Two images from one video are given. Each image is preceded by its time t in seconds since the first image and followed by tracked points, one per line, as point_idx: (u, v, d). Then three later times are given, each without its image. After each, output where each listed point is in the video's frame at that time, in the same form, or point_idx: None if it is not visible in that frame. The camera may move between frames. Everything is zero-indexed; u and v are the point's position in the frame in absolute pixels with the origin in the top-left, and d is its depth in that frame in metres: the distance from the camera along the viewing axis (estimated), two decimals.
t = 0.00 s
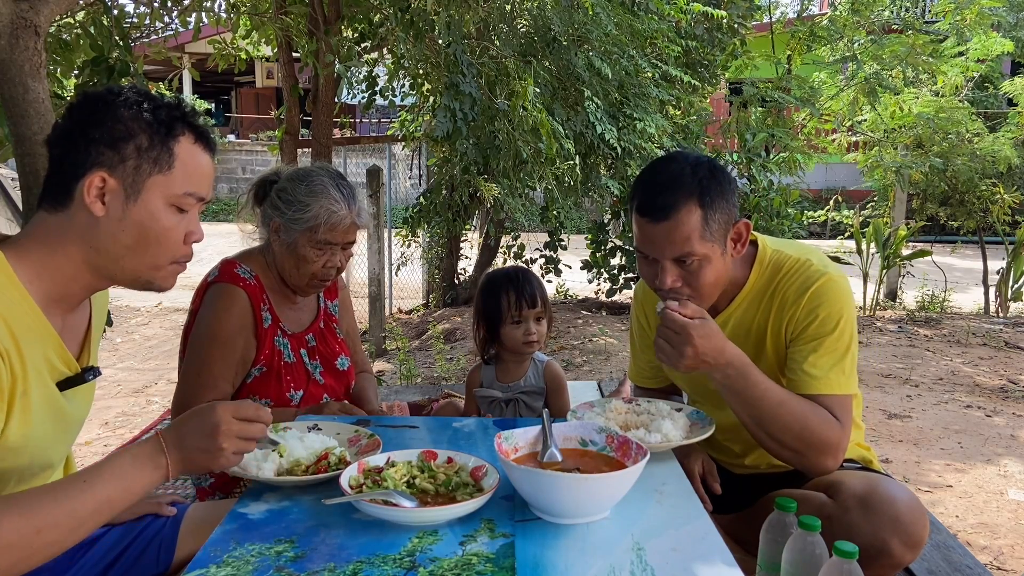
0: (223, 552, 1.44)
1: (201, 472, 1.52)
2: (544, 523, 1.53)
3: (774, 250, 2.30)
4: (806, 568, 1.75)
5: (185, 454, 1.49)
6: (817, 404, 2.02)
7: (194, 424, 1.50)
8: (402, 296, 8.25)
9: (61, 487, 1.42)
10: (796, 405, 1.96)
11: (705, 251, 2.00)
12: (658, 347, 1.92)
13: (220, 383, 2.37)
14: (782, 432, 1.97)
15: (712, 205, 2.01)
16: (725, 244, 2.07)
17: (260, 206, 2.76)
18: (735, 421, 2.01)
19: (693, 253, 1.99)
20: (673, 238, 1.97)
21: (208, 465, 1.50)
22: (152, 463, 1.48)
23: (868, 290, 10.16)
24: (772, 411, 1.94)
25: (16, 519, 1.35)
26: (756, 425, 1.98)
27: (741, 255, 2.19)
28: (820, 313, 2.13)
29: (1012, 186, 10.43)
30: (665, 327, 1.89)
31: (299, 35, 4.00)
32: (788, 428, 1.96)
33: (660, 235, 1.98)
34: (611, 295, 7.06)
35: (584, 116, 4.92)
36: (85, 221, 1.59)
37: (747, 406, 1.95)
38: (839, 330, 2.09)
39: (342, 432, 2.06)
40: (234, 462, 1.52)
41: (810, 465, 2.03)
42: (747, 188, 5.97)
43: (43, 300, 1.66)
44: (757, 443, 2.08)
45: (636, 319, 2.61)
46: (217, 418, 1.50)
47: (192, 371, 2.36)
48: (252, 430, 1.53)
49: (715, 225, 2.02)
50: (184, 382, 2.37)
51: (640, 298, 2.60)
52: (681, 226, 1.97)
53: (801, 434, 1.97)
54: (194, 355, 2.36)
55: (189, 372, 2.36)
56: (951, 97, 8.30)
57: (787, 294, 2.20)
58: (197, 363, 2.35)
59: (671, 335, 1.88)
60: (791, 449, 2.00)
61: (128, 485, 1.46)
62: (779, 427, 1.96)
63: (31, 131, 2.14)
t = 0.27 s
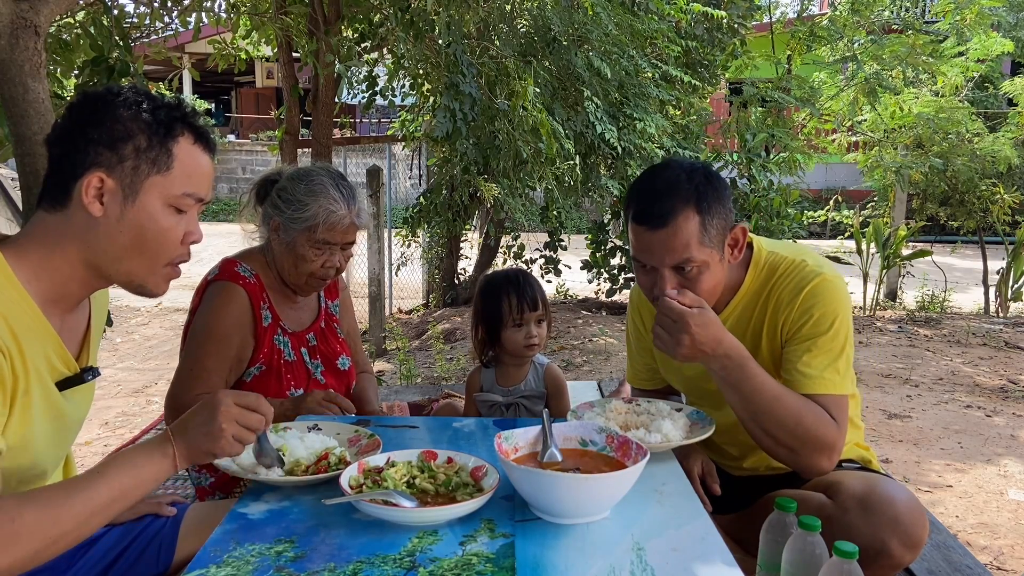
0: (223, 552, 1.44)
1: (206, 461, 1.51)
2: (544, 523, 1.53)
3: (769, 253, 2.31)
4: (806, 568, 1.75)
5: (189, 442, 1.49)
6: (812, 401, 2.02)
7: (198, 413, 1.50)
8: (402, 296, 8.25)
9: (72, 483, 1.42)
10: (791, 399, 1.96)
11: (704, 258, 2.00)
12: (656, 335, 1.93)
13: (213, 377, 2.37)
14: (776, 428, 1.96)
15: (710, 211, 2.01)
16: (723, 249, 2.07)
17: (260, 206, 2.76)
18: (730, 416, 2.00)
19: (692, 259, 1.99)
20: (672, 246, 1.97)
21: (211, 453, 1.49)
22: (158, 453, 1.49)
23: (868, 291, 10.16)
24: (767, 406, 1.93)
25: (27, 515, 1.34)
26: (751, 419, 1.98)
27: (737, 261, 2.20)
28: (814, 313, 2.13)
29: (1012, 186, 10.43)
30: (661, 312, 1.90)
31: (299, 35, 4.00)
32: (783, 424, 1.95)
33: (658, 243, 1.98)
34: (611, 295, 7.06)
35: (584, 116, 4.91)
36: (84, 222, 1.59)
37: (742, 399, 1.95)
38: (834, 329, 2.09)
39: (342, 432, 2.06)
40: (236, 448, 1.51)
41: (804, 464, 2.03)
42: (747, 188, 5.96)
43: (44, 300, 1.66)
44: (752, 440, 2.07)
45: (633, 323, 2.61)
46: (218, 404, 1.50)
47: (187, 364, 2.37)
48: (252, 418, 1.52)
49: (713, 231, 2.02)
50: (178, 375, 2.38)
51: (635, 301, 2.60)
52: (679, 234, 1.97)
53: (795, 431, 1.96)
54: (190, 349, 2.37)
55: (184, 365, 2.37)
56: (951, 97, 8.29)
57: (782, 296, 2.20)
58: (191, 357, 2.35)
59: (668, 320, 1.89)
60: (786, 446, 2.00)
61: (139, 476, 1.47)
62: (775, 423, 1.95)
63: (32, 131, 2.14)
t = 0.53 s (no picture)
0: (223, 552, 1.44)
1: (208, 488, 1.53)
2: (544, 523, 1.53)
3: (770, 252, 2.30)
4: (806, 567, 1.75)
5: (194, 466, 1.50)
6: (816, 406, 2.02)
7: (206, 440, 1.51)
8: (402, 296, 8.25)
9: (73, 496, 1.42)
10: (796, 406, 1.96)
11: (702, 263, 2.00)
12: (658, 350, 1.90)
13: (209, 376, 2.37)
14: (782, 435, 1.96)
15: (707, 217, 2.01)
16: (722, 253, 2.07)
17: (260, 205, 2.76)
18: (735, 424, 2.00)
19: (691, 265, 1.99)
20: (671, 253, 1.97)
21: (215, 482, 1.51)
22: (161, 476, 1.49)
23: (868, 291, 10.16)
24: (773, 414, 1.93)
25: (26, 526, 1.35)
26: (757, 428, 1.97)
27: (737, 262, 2.20)
28: (816, 313, 2.12)
29: (1012, 186, 10.43)
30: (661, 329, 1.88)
31: (299, 35, 4.00)
32: (789, 431, 1.95)
33: (656, 250, 1.98)
34: (611, 295, 7.06)
35: (584, 116, 4.92)
36: (92, 224, 1.59)
37: (748, 409, 1.94)
38: (836, 329, 2.09)
39: (342, 432, 2.06)
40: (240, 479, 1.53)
41: (808, 467, 2.04)
42: (747, 188, 5.96)
43: (46, 300, 1.66)
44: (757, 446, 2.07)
45: (632, 322, 2.62)
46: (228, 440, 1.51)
47: (185, 361, 2.38)
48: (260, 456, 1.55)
49: (710, 237, 2.02)
50: (177, 371, 2.39)
51: (635, 300, 2.61)
52: (677, 241, 1.97)
53: (800, 436, 1.97)
54: (189, 346, 2.38)
55: (183, 362, 2.38)
56: (951, 97, 8.29)
57: (784, 295, 2.20)
58: (190, 355, 2.36)
59: (671, 336, 1.87)
60: (792, 452, 2.00)
61: (136, 493, 1.47)
62: (780, 430, 1.95)
63: (31, 131, 2.14)
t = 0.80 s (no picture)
0: (223, 552, 1.44)
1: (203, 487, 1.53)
2: (544, 523, 1.53)
3: (771, 254, 2.29)
4: (806, 567, 1.75)
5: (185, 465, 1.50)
6: (823, 416, 2.04)
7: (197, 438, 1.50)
8: (401, 296, 8.25)
9: (63, 496, 1.42)
10: (805, 420, 1.97)
11: (699, 262, 2.00)
12: (667, 401, 1.82)
13: (200, 375, 2.37)
14: (793, 451, 1.97)
15: (704, 216, 2.01)
16: (719, 253, 2.07)
17: (261, 204, 2.76)
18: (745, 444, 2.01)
19: (687, 264, 1.99)
20: (668, 251, 1.97)
21: (209, 481, 1.51)
22: (154, 478, 1.49)
23: (868, 291, 10.16)
24: (784, 431, 1.94)
25: (15, 529, 1.35)
26: (769, 449, 1.98)
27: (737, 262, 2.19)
28: (821, 318, 2.12)
29: (1012, 186, 10.43)
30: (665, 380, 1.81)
31: (299, 35, 4.00)
32: (799, 447, 1.96)
33: (652, 249, 1.98)
34: (611, 295, 7.06)
35: (584, 116, 4.92)
36: (94, 222, 1.59)
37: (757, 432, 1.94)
38: (840, 336, 2.09)
39: (342, 432, 2.06)
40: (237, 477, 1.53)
41: (819, 475, 2.06)
42: (747, 188, 5.96)
43: (45, 301, 1.66)
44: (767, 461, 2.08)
45: (634, 323, 2.61)
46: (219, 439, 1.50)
47: (178, 359, 2.38)
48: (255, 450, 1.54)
49: (708, 236, 2.02)
50: (169, 367, 2.39)
51: (636, 302, 2.60)
52: (673, 239, 1.96)
53: (810, 450, 1.98)
54: (184, 346, 2.38)
55: (177, 359, 2.38)
56: (951, 98, 8.29)
57: (787, 298, 2.20)
58: (185, 353, 2.37)
59: (677, 385, 1.80)
60: (801, 464, 2.02)
61: (127, 493, 1.47)
62: (792, 446, 1.96)
63: (31, 131, 2.14)
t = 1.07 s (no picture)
0: (223, 552, 1.44)
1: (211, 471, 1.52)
2: (544, 523, 1.53)
3: (774, 256, 2.28)
4: (806, 568, 1.75)
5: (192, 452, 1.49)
6: (827, 420, 2.05)
7: (198, 423, 1.49)
8: (402, 296, 8.25)
9: (70, 489, 1.42)
10: (810, 425, 2.00)
11: (699, 263, 2.00)
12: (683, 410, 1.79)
13: (207, 378, 2.36)
14: (800, 456, 2.00)
15: (704, 218, 2.01)
16: (719, 254, 2.07)
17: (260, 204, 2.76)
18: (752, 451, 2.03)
19: (687, 266, 1.99)
20: (668, 254, 1.97)
21: (215, 462, 1.50)
22: (159, 464, 1.49)
23: (868, 291, 10.16)
24: (791, 438, 1.96)
25: (21, 525, 1.35)
26: (774, 454, 2.00)
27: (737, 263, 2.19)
28: (825, 322, 2.12)
29: (1012, 186, 10.43)
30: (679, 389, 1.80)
31: (299, 35, 4.00)
32: (806, 451, 1.99)
33: (652, 252, 1.99)
34: (611, 295, 7.06)
35: (584, 116, 4.92)
36: (75, 221, 1.60)
37: (766, 440, 1.96)
38: (844, 340, 2.10)
39: (342, 432, 2.06)
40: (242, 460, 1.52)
41: (824, 476, 2.09)
42: (747, 188, 5.97)
43: (40, 301, 1.67)
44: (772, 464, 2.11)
45: (636, 321, 2.61)
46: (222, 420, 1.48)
47: (183, 364, 2.37)
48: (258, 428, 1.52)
49: (708, 237, 2.02)
50: (173, 374, 2.38)
51: (637, 301, 2.60)
52: (673, 241, 1.97)
53: (817, 454, 2.01)
54: (187, 350, 2.37)
55: (181, 363, 2.37)
56: (951, 97, 8.29)
57: (790, 301, 2.19)
58: (188, 356, 2.36)
59: (691, 394, 1.79)
60: (807, 467, 2.04)
61: (133, 483, 1.46)
62: (800, 452, 1.99)
63: (31, 131, 2.15)
